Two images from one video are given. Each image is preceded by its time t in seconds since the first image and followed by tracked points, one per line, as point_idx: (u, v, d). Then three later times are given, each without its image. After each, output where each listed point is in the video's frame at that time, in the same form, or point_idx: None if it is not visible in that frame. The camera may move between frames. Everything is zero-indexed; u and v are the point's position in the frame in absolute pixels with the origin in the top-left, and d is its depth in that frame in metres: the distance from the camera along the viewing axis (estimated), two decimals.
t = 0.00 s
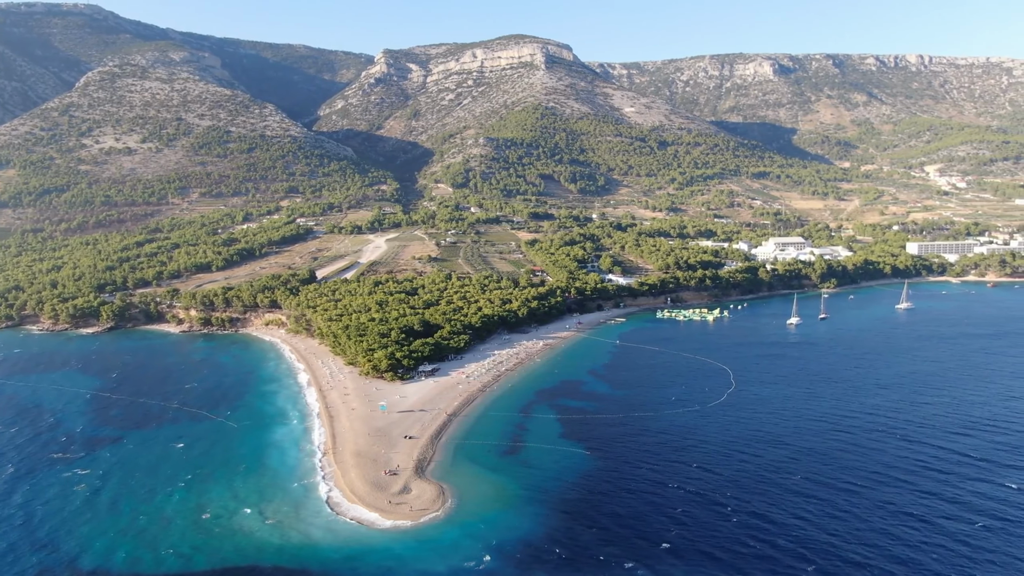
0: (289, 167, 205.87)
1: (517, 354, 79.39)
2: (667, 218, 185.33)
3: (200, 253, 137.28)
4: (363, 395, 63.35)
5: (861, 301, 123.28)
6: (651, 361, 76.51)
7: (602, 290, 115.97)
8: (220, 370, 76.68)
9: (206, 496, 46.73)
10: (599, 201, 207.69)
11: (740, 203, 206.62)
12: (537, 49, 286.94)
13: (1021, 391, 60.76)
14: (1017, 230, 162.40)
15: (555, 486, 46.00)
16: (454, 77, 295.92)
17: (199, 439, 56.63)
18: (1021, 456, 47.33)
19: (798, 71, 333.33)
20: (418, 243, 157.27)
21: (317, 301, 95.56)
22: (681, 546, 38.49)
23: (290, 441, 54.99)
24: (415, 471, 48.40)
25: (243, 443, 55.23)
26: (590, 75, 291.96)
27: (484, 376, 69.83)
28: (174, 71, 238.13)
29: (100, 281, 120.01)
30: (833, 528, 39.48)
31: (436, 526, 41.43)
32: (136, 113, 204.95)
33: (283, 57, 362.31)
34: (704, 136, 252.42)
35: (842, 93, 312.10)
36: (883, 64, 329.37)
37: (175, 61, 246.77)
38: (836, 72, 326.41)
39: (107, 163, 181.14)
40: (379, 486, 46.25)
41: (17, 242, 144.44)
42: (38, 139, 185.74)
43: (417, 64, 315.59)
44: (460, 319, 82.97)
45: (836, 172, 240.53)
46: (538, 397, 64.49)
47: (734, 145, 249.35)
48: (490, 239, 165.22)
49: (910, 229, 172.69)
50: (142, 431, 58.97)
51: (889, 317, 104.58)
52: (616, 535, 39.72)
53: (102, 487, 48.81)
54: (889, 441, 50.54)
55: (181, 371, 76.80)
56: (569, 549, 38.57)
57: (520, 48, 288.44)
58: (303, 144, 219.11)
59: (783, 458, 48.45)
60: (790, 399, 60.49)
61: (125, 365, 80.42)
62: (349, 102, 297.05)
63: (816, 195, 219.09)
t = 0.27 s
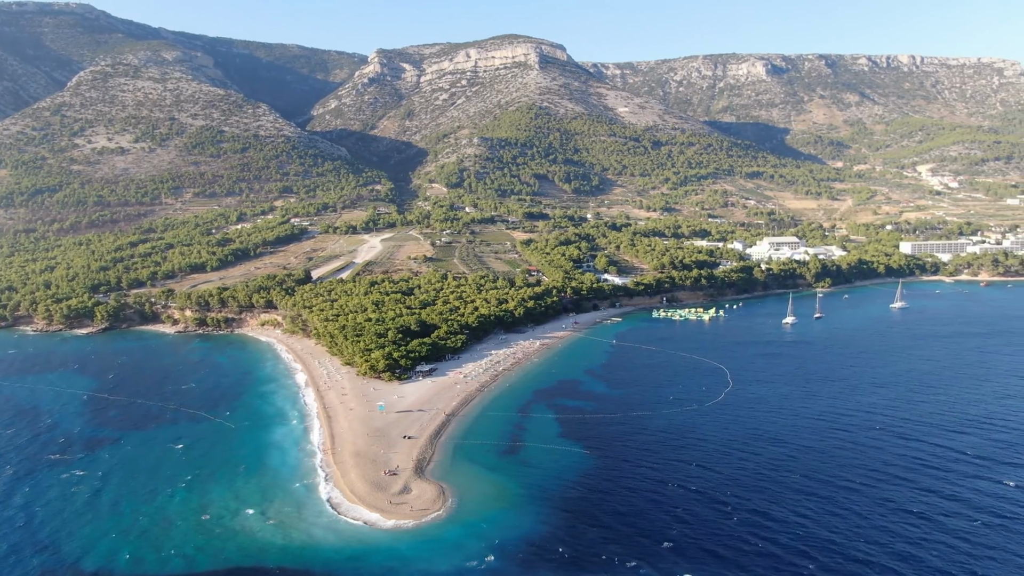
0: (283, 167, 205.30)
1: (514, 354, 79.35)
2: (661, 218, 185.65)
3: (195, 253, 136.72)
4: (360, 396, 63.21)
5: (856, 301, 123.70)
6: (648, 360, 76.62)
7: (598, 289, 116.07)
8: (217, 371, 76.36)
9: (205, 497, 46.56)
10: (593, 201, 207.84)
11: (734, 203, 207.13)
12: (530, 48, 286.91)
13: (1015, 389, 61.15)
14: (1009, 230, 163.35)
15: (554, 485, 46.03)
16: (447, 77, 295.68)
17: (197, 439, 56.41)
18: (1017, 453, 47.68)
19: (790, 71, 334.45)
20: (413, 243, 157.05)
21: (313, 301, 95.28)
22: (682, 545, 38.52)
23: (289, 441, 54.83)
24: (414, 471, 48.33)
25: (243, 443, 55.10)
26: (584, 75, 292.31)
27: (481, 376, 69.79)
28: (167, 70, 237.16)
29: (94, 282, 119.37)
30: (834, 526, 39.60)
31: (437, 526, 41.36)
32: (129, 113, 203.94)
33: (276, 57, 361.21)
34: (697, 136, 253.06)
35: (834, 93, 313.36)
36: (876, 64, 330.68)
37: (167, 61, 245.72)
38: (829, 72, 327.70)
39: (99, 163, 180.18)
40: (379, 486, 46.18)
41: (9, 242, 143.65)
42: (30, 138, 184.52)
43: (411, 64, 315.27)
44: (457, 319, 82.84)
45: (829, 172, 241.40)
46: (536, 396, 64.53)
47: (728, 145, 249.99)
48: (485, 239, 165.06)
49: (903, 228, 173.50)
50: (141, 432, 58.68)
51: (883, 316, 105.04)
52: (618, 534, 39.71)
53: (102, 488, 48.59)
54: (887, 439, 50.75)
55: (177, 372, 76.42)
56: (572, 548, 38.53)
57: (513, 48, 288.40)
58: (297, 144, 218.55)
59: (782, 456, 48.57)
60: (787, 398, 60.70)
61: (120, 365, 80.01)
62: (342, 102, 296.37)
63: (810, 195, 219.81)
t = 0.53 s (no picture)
0: (276, 167, 204.74)
1: (511, 353, 79.35)
2: (655, 218, 186.06)
3: (189, 253, 136.20)
4: (358, 396, 63.11)
5: (850, 300, 124.11)
6: (645, 359, 76.78)
7: (594, 289, 116.20)
8: (213, 371, 76.04)
9: (204, 498, 46.40)
10: (587, 201, 208.05)
11: (728, 202, 207.66)
12: (524, 48, 286.85)
13: (1010, 388, 61.56)
14: (1001, 229, 164.32)
15: (555, 484, 46.04)
16: (441, 77, 295.37)
17: (194, 440, 56.18)
18: (1014, 451, 47.99)
19: (783, 71, 335.60)
20: (408, 243, 156.82)
21: (309, 301, 95.12)
22: (685, 543, 38.52)
23: (286, 442, 54.65)
24: (414, 471, 48.26)
25: (243, 443, 54.95)
26: (577, 75, 292.63)
27: (479, 375, 69.75)
28: (159, 70, 236.14)
29: (88, 282, 118.76)
30: (834, 523, 39.79)
31: (437, 526, 41.33)
32: (121, 113, 202.92)
33: (269, 56, 360.21)
34: (691, 136, 253.70)
35: (826, 93, 314.60)
36: (868, 64, 332.07)
37: (159, 60, 244.62)
38: (821, 72, 328.97)
39: (92, 162, 179.24)
40: (379, 486, 46.13)
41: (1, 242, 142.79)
42: (22, 138, 183.40)
43: (405, 63, 314.93)
44: (454, 319, 82.79)
45: (822, 171, 242.29)
46: (534, 396, 64.59)
47: (721, 145, 250.60)
48: (480, 239, 165.02)
49: (896, 228, 174.37)
50: (139, 433, 58.38)
51: (878, 315, 105.54)
52: (620, 533, 39.69)
53: (102, 489, 48.38)
54: (884, 437, 51.01)
55: (173, 373, 75.97)
56: (573, 548, 38.48)
57: (507, 48, 288.34)
58: (290, 144, 217.97)
59: (781, 454, 48.74)
60: (785, 397, 60.92)
61: (116, 366, 79.56)
62: (336, 102, 295.73)
63: (803, 194, 220.64)
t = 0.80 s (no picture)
0: (271, 166, 204.25)
1: (509, 353, 79.34)
2: (650, 217, 186.39)
3: (184, 254, 135.75)
4: (356, 396, 62.97)
5: (846, 299, 124.56)
6: (642, 359, 76.90)
7: (591, 289, 116.25)
8: (209, 372, 75.76)
9: (202, 499, 46.22)
10: (582, 200, 208.23)
11: (723, 202, 208.13)
12: (518, 48, 286.83)
13: (1005, 386, 61.91)
14: (994, 229, 165.24)
15: (555, 484, 46.05)
16: (436, 77, 295.13)
17: (192, 441, 55.97)
18: (1010, 448, 48.29)
19: (777, 71, 336.62)
20: (404, 243, 156.58)
21: (305, 301, 94.93)
22: (686, 542, 38.53)
23: (284, 442, 54.49)
24: (414, 471, 48.21)
25: (239, 444, 54.74)
26: (572, 75, 292.95)
27: (477, 375, 69.71)
28: (153, 69, 235.27)
29: (83, 282, 118.22)
30: (835, 521, 39.93)
31: (438, 526, 41.28)
32: (115, 112, 202.00)
33: (263, 56, 359.34)
34: (685, 136, 254.26)
35: (820, 93, 315.70)
36: (861, 65, 333.33)
37: (153, 60, 243.66)
38: (815, 72, 330.12)
39: (85, 162, 178.38)
40: (379, 486, 46.06)
41: None
42: (15, 138, 182.33)
43: (399, 63, 314.61)
44: (451, 319, 82.71)
45: (816, 171, 243.11)
46: (532, 395, 64.60)
47: (716, 145, 251.14)
48: (476, 238, 164.96)
49: (890, 227, 175.13)
50: (135, 434, 58.13)
51: (873, 314, 105.99)
52: (620, 533, 39.71)
53: (99, 489, 48.22)
54: (882, 436, 51.23)
55: (167, 374, 75.50)
56: (575, 547, 38.47)
57: (501, 48, 288.39)
58: (285, 144, 217.40)
59: (780, 453, 48.88)
60: (782, 396, 61.09)
61: (112, 367, 79.23)
62: (330, 102, 295.11)
63: (797, 194, 221.28)
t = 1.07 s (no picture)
0: (264, 166, 203.66)
1: (506, 353, 79.31)
2: (645, 217, 186.78)
3: (178, 254, 135.22)
4: (354, 396, 62.83)
5: (840, 299, 125.02)
6: (639, 358, 77.02)
7: (586, 289, 116.34)
8: (207, 372, 75.52)
9: (201, 499, 46.07)
10: (577, 200, 208.39)
11: (716, 202, 208.61)
12: (512, 48, 286.77)
13: (1000, 384, 62.30)
14: (986, 229, 166.19)
15: (555, 483, 46.08)
16: (429, 76, 294.74)
17: (190, 442, 55.76)
18: (1007, 445, 48.65)
19: (770, 71, 337.62)
20: (398, 243, 156.31)
21: (301, 301, 94.70)
22: (688, 540, 38.66)
23: (283, 443, 54.33)
24: (413, 471, 48.13)
25: (236, 445, 54.53)
26: (566, 75, 293.12)
27: (475, 375, 69.64)
28: (145, 69, 234.18)
29: (77, 283, 117.63)
30: (836, 518, 40.13)
31: (439, 526, 41.26)
32: (107, 112, 200.90)
33: (256, 55, 357.98)
34: (679, 136, 254.82)
35: (813, 93, 316.85)
36: (853, 65, 334.61)
37: (145, 59, 242.51)
38: (807, 72, 331.31)
39: (77, 162, 177.37)
40: (379, 486, 45.98)
41: None
42: (6, 137, 181.10)
43: (392, 63, 314.17)
44: (448, 319, 82.61)
45: (809, 171, 243.96)
46: (530, 395, 64.62)
47: (709, 145, 251.76)
48: (471, 238, 164.90)
49: (883, 227, 175.92)
50: (131, 435, 57.84)
51: (867, 313, 106.46)
52: (621, 532, 39.79)
53: (94, 491, 48.00)
54: (880, 434, 51.51)
55: (163, 374, 75.12)
56: (577, 546, 38.53)
57: (495, 47, 288.30)
58: (278, 144, 216.68)
59: (779, 451, 49.10)
60: (779, 395, 61.33)
61: (109, 368, 78.89)
62: (323, 102, 294.32)
63: (790, 194, 221.98)
